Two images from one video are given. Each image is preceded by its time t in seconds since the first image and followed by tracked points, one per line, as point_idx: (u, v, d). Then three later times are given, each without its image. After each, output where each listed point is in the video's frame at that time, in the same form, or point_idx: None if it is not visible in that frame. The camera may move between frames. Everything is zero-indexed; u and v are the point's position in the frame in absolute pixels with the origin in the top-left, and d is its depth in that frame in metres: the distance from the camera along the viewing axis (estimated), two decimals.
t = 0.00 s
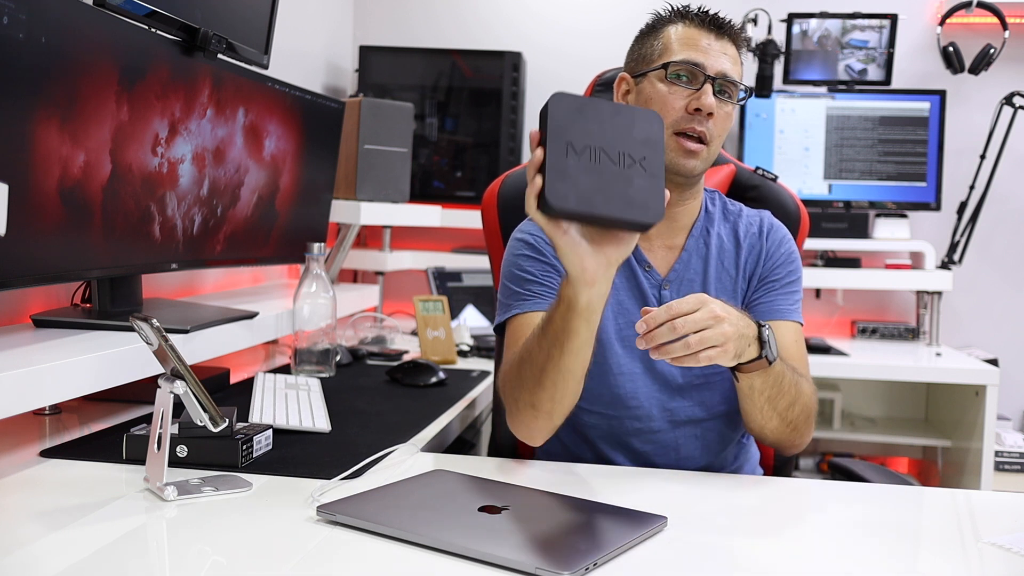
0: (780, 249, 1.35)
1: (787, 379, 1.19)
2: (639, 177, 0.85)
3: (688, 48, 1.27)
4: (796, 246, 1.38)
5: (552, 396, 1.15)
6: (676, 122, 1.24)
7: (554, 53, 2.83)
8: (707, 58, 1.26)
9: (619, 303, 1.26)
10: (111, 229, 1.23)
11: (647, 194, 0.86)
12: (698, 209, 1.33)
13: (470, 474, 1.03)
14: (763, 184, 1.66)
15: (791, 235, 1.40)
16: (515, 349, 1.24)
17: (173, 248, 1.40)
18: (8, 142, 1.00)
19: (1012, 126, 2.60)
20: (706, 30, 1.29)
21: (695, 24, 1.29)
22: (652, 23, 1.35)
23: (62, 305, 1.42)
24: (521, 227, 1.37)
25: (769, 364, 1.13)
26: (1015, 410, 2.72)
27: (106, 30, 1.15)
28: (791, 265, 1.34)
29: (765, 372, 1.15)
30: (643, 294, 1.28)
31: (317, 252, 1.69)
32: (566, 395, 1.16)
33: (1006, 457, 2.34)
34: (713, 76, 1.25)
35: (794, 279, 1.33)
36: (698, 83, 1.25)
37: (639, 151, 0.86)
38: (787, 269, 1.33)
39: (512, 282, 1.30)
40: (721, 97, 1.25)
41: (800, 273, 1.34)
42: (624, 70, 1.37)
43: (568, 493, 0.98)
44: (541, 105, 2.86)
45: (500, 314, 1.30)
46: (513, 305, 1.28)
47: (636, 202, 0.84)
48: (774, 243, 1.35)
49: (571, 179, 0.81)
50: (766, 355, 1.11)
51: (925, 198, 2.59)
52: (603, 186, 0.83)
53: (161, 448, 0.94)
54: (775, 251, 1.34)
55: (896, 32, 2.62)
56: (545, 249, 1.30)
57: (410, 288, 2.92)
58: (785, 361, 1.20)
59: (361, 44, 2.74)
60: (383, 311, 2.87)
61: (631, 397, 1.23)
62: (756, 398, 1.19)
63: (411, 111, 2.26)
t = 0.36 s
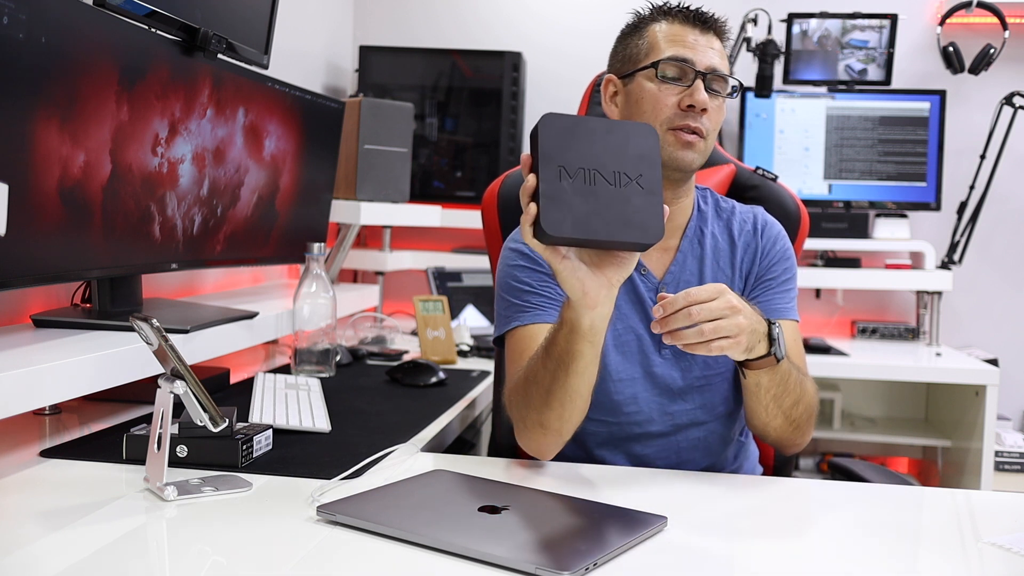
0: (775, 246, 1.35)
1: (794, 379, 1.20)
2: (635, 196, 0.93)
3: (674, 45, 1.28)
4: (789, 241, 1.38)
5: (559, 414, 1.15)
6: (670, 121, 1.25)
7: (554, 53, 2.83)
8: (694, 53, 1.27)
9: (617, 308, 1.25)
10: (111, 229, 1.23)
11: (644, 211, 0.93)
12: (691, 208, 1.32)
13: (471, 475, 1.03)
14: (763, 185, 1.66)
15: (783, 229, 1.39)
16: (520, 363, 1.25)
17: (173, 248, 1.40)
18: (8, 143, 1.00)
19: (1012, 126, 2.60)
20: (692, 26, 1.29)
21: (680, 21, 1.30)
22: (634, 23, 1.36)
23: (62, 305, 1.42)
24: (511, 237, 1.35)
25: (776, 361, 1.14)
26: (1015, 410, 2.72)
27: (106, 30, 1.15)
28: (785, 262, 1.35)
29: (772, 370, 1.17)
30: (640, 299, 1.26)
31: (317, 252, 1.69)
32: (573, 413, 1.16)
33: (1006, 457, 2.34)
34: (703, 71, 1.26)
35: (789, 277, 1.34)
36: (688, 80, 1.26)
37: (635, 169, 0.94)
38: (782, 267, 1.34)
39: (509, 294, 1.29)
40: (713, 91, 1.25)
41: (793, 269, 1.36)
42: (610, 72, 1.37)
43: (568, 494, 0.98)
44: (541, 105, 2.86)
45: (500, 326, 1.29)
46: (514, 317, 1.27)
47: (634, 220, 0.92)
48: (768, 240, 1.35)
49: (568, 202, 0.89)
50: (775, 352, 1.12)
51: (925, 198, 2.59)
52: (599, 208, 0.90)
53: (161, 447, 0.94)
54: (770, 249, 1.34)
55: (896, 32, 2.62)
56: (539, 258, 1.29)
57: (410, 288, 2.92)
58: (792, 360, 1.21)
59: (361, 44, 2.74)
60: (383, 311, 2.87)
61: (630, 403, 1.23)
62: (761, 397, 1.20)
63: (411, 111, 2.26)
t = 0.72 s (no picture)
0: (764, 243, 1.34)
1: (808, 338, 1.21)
2: (622, 211, 0.93)
3: (636, 51, 1.26)
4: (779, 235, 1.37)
5: (554, 428, 1.09)
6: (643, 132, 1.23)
7: (554, 53, 2.84)
8: (657, 57, 1.25)
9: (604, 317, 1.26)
10: (111, 229, 1.23)
11: (630, 228, 0.92)
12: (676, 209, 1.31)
13: (470, 475, 1.03)
14: (762, 184, 1.68)
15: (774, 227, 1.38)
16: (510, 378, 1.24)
17: (173, 248, 1.40)
18: (8, 143, 1.00)
19: (1012, 126, 2.60)
20: (652, 29, 1.27)
21: (639, 24, 1.28)
22: (595, 28, 1.34)
23: (62, 305, 1.42)
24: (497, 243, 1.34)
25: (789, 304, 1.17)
26: (1015, 410, 2.72)
27: (106, 30, 1.15)
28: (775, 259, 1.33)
29: (786, 313, 1.19)
30: (626, 305, 1.26)
31: (317, 252, 1.68)
32: (564, 430, 1.11)
33: (1006, 457, 2.34)
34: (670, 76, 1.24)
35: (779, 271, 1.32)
36: (656, 87, 1.24)
37: (622, 184, 0.94)
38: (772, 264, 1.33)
39: (497, 302, 1.28)
40: (682, 95, 1.23)
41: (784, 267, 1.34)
42: (579, 83, 1.36)
43: (568, 494, 0.98)
44: (541, 105, 2.86)
45: (489, 335, 1.28)
46: (502, 326, 1.26)
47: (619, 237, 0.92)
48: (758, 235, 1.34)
49: (552, 218, 0.89)
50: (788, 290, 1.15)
51: (925, 198, 2.60)
52: (585, 224, 0.90)
53: (161, 447, 0.94)
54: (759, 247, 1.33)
55: (896, 32, 2.61)
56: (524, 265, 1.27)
57: (410, 288, 2.92)
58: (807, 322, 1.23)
59: (361, 44, 2.74)
60: (383, 311, 2.87)
61: (623, 409, 1.23)
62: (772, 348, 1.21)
63: (411, 111, 2.26)
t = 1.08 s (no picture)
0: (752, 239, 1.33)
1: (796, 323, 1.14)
2: (614, 214, 0.93)
3: (592, 59, 1.25)
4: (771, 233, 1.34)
5: (548, 431, 1.09)
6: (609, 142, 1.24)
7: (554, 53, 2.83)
8: (614, 64, 1.24)
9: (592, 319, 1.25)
10: (111, 229, 1.23)
11: (622, 232, 0.93)
12: (660, 209, 1.32)
13: (468, 474, 1.03)
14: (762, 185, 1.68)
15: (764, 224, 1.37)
16: (502, 382, 1.23)
17: (173, 248, 1.40)
18: (8, 143, 1.00)
19: (1012, 126, 2.60)
20: (607, 34, 1.25)
21: (594, 30, 1.26)
22: (559, 35, 1.33)
23: (62, 306, 1.42)
24: (486, 244, 1.34)
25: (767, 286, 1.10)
26: (1015, 410, 2.72)
27: (106, 30, 1.15)
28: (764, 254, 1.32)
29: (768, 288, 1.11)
30: (612, 309, 1.25)
31: (317, 252, 1.69)
32: (558, 434, 1.11)
33: (1006, 457, 2.34)
34: (628, 83, 1.23)
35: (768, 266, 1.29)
36: (616, 96, 1.24)
37: (615, 188, 0.94)
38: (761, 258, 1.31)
39: (486, 302, 1.28)
40: (643, 101, 1.23)
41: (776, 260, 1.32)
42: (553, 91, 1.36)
43: (568, 494, 0.98)
44: (541, 105, 2.86)
45: (478, 336, 1.28)
46: (490, 327, 1.26)
47: (612, 241, 0.92)
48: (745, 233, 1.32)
49: (546, 223, 0.89)
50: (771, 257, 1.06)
51: (925, 198, 2.60)
52: (578, 228, 0.91)
53: (161, 448, 0.94)
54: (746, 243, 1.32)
55: (896, 32, 2.61)
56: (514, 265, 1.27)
57: (410, 288, 2.92)
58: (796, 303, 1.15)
59: (361, 44, 2.74)
60: (383, 311, 2.87)
61: (617, 409, 1.23)
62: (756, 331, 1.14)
63: (411, 111, 2.26)
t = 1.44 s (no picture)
0: (749, 243, 1.30)
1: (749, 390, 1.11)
2: (611, 216, 0.93)
3: (590, 57, 1.25)
4: (770, 239, 1.32)
5: (547, 432, 1.09)
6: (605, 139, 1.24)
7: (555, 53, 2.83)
8: (612, 62, 1.24)
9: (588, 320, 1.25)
10: (111, 229, 1.23)
11: (619, 233, 0.93)
12: (656, 210, 1.32)
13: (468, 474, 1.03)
14: (761, 185, 1.68)
15: (763, 225, 1.35)
16: (501, 382, 1.23)
17: (173, 248, 1.40)
18: (8, 143, 1.00)
19: (1012, 126, 2.60)
20: (606, 32, 1.26)
21: (592, 28, 1.27)
22: (557, 33, 1.34)
23: (62, 306, 1.42)
24: (482, 246, 1.34)
25: (713, 386, 1.05)
26: (1015, 410, 2.72)
27: (106, 30, 1.15)
28: (761, 258, 1.29)
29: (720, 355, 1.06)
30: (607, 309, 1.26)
31: (317, 252, 1.69)
32: (557, 435, 1.11)
33: (1006, 457, 2.34)
34: (626, 81, 1.23)
35: (763, 275, 1.28)
36: (613, 93, 1.24)
37: (612, 188, 0.94)
38: (758, 263, 1.29)
39: (483, 303, 1.28)
40: (641, 98, 1.23)
41: (774, 265, 1.30)
42: (551, 89, 1.37)
43: (567, 494, 0.98)
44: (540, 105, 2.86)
45: (475, 337, 1.29)
46: (487, 328, 1.26)
47: (608, 242, 0.92)
48: (742, 240, 1.31)
49: (542, 222, 0.89)
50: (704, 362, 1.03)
51: (925, 198, 2.60)
52: (575, 228, 0.91)
53: (161, 448, 0.94)
54: (742, 247, 1.30)
55: (896, 32, 2.61)
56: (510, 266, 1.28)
57: (410, 288, 2.92)
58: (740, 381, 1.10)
59: (361, 44, 2.74)
60: (383, 311, 2.87)
61: (616, 409, 1.23)
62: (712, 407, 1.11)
63: (411, 111, 2.26)
